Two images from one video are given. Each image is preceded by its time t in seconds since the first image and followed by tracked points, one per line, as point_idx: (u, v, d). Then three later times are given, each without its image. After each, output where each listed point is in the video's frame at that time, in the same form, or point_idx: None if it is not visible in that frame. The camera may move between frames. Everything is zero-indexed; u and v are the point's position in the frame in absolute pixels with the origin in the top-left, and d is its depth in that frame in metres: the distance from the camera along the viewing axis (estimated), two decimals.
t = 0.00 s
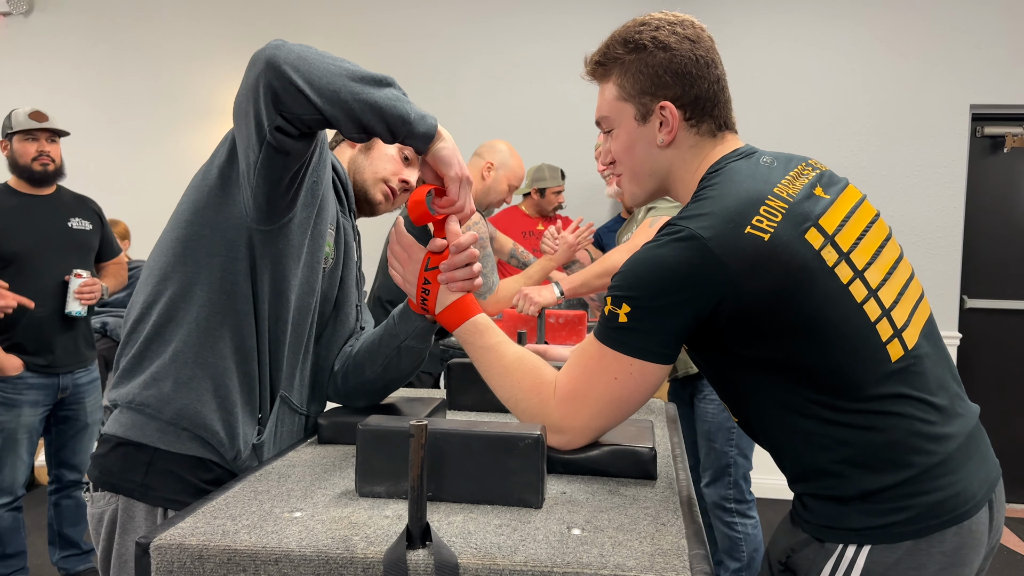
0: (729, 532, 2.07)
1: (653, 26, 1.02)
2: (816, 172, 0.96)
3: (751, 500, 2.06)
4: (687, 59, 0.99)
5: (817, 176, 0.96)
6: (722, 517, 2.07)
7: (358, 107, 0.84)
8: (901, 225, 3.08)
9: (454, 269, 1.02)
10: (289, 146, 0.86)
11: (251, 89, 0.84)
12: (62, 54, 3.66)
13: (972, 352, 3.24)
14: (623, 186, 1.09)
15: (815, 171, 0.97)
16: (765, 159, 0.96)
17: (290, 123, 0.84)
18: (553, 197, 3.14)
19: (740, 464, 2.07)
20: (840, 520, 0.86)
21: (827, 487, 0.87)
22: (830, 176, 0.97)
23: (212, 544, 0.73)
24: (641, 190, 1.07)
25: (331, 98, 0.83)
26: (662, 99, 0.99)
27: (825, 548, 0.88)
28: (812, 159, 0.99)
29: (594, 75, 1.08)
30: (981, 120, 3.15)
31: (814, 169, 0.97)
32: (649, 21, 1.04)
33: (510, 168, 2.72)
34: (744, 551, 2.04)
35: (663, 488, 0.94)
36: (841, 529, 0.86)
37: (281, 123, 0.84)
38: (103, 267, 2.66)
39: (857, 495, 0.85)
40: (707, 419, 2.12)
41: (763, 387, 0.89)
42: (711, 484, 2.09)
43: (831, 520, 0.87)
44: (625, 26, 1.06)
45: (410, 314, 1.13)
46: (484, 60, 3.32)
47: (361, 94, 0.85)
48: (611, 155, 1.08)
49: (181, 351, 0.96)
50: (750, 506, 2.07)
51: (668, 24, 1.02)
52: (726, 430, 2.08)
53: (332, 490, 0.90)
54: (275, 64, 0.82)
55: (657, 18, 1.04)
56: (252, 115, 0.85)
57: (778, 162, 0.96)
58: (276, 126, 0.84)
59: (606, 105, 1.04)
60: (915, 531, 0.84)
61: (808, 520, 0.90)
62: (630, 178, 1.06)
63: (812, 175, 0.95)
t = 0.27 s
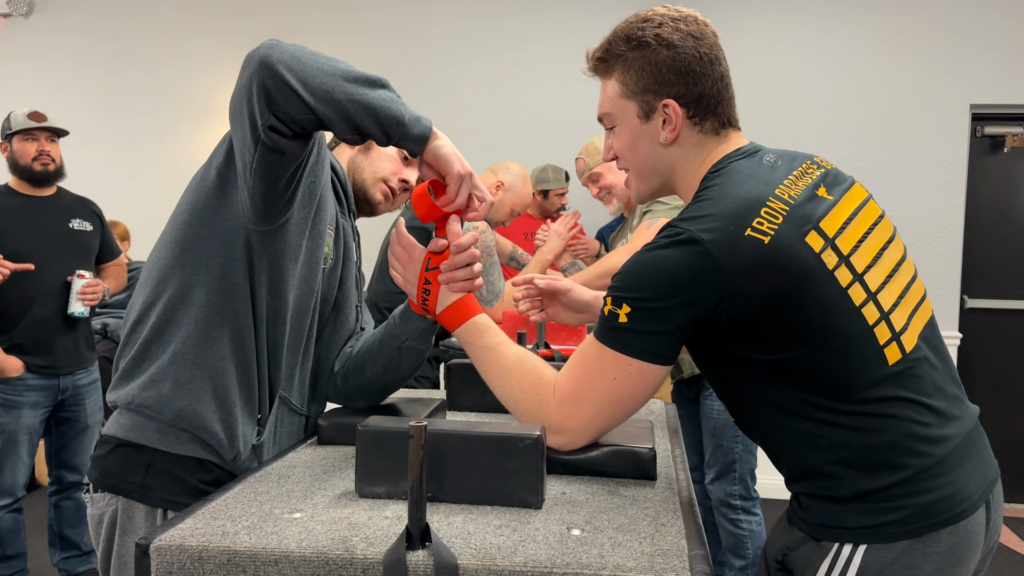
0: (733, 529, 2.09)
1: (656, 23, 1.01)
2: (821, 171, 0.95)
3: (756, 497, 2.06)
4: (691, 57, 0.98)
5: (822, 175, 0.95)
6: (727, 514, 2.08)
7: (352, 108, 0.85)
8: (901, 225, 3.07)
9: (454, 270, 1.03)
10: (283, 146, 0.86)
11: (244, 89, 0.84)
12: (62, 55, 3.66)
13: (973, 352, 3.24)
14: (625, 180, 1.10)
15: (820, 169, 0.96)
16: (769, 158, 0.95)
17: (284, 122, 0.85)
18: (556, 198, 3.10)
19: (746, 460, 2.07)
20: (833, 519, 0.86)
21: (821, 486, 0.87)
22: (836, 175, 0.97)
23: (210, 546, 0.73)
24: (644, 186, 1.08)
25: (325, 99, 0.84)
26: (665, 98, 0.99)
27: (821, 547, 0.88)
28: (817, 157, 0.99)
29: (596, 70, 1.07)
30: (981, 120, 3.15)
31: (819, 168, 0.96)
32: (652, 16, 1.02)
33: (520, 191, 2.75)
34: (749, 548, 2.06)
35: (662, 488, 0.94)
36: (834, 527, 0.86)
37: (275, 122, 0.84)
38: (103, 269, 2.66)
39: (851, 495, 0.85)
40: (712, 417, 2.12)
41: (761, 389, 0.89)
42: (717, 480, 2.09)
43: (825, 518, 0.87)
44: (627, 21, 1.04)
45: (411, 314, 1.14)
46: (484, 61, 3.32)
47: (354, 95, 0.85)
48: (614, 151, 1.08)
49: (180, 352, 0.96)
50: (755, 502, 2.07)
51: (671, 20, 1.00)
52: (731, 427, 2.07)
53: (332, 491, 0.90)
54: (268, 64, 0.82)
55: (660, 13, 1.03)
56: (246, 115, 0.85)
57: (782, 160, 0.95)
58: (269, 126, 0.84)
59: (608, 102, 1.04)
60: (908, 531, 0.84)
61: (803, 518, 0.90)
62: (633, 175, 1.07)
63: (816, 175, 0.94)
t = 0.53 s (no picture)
0: (741, 528, 2.07)
1: (663, 18, 1.00)
2: (826, 170, 0.95)
3: (762, 496, 2.06)
4: (699, 52, 0.98)
5: (827, 175, 0.95)
6: (734, 514, 2.07)
7: (361, 98, 0.85)
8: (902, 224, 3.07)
9: (457, 269, 1.03)
10: (288, 142, 0.86)
11: (252, 86, 0.85)
12: (62, 56, 3.66)
13: (974, 351, 3.24)
14: (631, 176, 1.10)
15: (825, 168, 0.96)
16: (775, 156, 0.95)
17: (291, 117, 0.85)
18: (557, 197, 3.12)
19: (751, 460, 2.06)
20: (833, 517, 0.87)
21: (821, 485, 0.87)
22: (840, 175, 0.96)
23: (213, 546, 0.73)
24: (650, 183, 1.08)
25: (331, 91, 0.84)
26: (672, 94, 0.99)
27: (822, 545, 0.88)
28: (822, 156, 0.99)
29: (603, 66, 1.07)
30: (982, 119, 3.14)
31: (824, 167, 0.96)
32: (659, 12, 1.02)
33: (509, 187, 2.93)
34: (756, 545, 2.05)
35: (664, 488, 0.94)
36: (834, 526, 0.86)
37: (281, 118, 0.84)
38: (104, 270, 2.66)
39: (851, 494, 0.85)
40: (716, 420, 2.12)
41: (761, 388, 0.90)
42: (723, 481, 2.09)
43: (825, 516, 0.87)
44: (635, 16, 1.04)
45: (414, 314, 1.14)
46: (484, 61, 3.32)
47: (362, 85, 0.85)
48: (620, 147, 1.08)
49: (181, 351, 0.96)
50: (762, 502, 2.07)
51: (678, 16, 1.00)
52: (735, 429, 2.07)
53: (334, 490, 0.90)
54: (275, 59, 0.83)
55: (668, 8, 1.03)
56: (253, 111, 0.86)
57: (787, 159, 0.95)
58: (275, 122, 0.85)
59: (614, 98, 1.04)
60: (907, 529, 0.84)
61: (802, 516, 0.90)
62: (639, 172, 1.07)
63: (822, 174, 0.94)
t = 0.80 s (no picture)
0: (748, 529, 2.07)
1: (663, 19, 1.00)
2: (826, 170, 0.95)
3: (771, 497, 2.05)
4: (698, 54, 0.98)
5: (827, 175, 0.94)
6: (742, 515, 2.07)
7: (361, 86, 0.84)
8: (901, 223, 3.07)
9: (456, 268, 1.02)
10: (286, 130, 0.85)
11: (251, 69, 0.84)
12: (61, 57, 3.66)
13: (974, 349, 3.24)
14: (630, 177, 1.10)
15: (825, 168, 0.96)
16: (774, 157, 0.95)
17: (289, 103, 0.84)
18: (558, 198, 3.12)
19: (760, 462, 2.06)
20: (834, 517, 0.86)
21: (823, 485, 0.87)
22: (840, 174, 0.96)
23: (211, 547, 0.73)
24: (648, 183, 1.07)
25: (331, 75, 0.83)
26: (671, 95, 0.99)
27: (823, 545, 0.88)
28: (822, 156, 0.99)
29: (602, 66, 1.07)
30: (981, 117, 3.14)
31: (824, 167, 0.96)
32: (660, 12, 1.02)
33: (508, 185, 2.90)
34: (763, 546, 2.04)
35: (663, 487, 0.94)
36: (835, 526, 0.86)
37: (280, 102, 0.83)
38: (104, 272, 2.66)
39: (853, 494, 0.85)
40: (723, 422, 2.12)
41: (762, 389, 0.89)
42: (732, 482, 2.08)
43: (826, 516, 0.87)
44: (635, 16, 1.04)
45: (413, 315, 1.14)
46: (483, 60, 3.32)
47: (363, 74, 0.85)
48: (618, 147, 1.08)
49: (180, 351, 0.96)
50: (770, 503, 2.06)
51: (678, 17, 1.00)
52: (743, 431, 2.06)
53: (332, 491, 0.90)
54: (275, 39, 0.82)
55: (668, 9, 1.02)
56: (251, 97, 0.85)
57: (787, 159, 0.95)
58: (274, 106, 0.83)
59: (613, 98, 1.04)
60: (909, 529, 0.83)
61: (804, 517, 0.90)
62: (638, 172, 1.07)
63: (821, 174, 0.94)
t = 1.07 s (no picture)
0: (749, 530, 2.07)
1: (657, 21, 1.00)
2: (824, 169, 0.95)
3: (771, 498, 2.05)
4: (691, 56, 0.97)
5: (825, 173, 0.94)
6: (742, 516, 2.07)
7: (357, 74, 0.84)
8: (900, 221, 3.07)
9: (454, 269, 1.03)
10: (281, 116, 0.85)
11: (249, 54, 0.84)
12: (59, 59, 3.66)
13: (974, 347, 3.24)
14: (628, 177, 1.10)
15: (823, 167, 0.96)
16: (772, 156, 0.94)
17: (287, 89, 0.84)
18: (553, 201, 3.15)
19: (759, 464, 2.05)
20: (835, 517, 0.86)
21: (823, 485, 0.87)
22: (838, 172, 0.96)
23: (210, 549, 0.73)
24: (645, 184, 1.08)
25: (330, 61, 0.83)
26: (664, 98, 0.99)
27: (824, 544, 0.88)
28: (820, 154, 0.98)
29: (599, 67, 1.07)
30: (979, 115, 3.14)
31: (822, 165, 0.96)
32: (654, 12, 1.01)
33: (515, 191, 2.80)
34: (763, 546, 2.04)
35: (663, 487, 0.94)
36: (836, 525, 0.86)
37: (277, 86, 0.83)
38: (103, 273, 2.66)
39: (854, 493, 0.85)
40: (721, 426, 2.12)
41: (761, 389, 0.89)
42: (731, 485, 2.08)
43: (827, 515, 0.87)
44: (630, 17, 1.03)
45: (411, 316, 1.14)
46: (481, 60, 3.31)
47: (361, 64, 0.85)
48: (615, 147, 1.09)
49: (179, 351, 0.96)
50: (770, 504, 2.06)
51: (672, 18, 0.99)
52: (742, 434, 2.06)
53: (332, 493, 0.90)
54: (275, 21, 0.82)
55: (663, 9, 1.01)
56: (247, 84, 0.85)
57: (785, 158, 0.95)
58: (271, 90, 0.83)
59: (608, 99, 1.04)
60: (909, 528, 0.83)
61: (804, 516, 0.90)
62: (633, 173, 1.07)
63: (820, 173, 0.94)
